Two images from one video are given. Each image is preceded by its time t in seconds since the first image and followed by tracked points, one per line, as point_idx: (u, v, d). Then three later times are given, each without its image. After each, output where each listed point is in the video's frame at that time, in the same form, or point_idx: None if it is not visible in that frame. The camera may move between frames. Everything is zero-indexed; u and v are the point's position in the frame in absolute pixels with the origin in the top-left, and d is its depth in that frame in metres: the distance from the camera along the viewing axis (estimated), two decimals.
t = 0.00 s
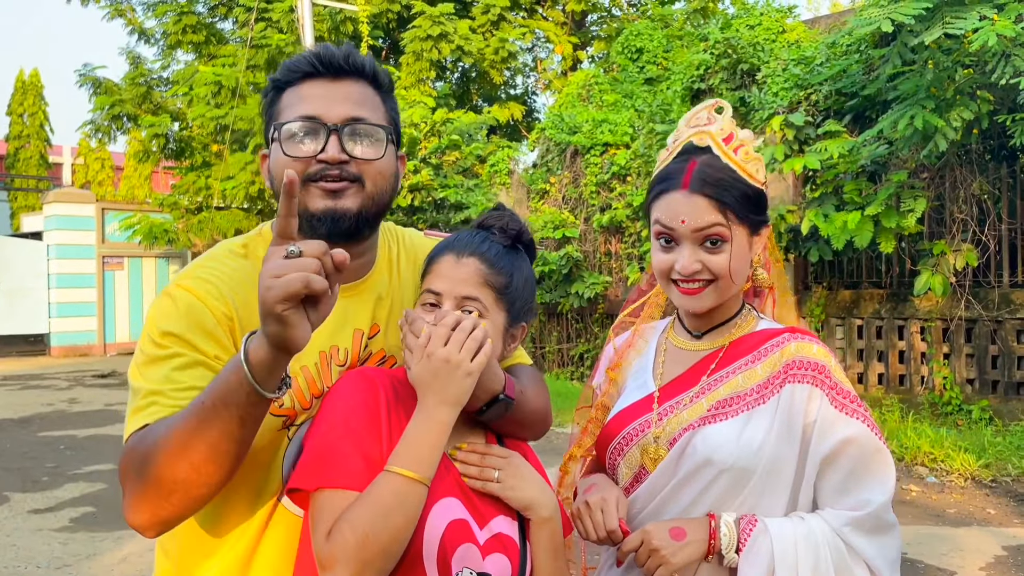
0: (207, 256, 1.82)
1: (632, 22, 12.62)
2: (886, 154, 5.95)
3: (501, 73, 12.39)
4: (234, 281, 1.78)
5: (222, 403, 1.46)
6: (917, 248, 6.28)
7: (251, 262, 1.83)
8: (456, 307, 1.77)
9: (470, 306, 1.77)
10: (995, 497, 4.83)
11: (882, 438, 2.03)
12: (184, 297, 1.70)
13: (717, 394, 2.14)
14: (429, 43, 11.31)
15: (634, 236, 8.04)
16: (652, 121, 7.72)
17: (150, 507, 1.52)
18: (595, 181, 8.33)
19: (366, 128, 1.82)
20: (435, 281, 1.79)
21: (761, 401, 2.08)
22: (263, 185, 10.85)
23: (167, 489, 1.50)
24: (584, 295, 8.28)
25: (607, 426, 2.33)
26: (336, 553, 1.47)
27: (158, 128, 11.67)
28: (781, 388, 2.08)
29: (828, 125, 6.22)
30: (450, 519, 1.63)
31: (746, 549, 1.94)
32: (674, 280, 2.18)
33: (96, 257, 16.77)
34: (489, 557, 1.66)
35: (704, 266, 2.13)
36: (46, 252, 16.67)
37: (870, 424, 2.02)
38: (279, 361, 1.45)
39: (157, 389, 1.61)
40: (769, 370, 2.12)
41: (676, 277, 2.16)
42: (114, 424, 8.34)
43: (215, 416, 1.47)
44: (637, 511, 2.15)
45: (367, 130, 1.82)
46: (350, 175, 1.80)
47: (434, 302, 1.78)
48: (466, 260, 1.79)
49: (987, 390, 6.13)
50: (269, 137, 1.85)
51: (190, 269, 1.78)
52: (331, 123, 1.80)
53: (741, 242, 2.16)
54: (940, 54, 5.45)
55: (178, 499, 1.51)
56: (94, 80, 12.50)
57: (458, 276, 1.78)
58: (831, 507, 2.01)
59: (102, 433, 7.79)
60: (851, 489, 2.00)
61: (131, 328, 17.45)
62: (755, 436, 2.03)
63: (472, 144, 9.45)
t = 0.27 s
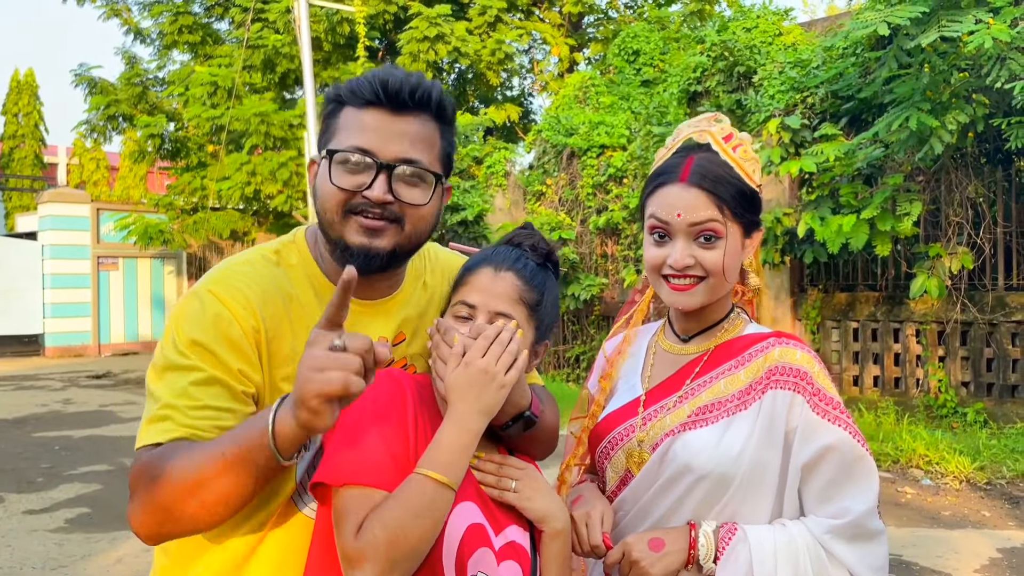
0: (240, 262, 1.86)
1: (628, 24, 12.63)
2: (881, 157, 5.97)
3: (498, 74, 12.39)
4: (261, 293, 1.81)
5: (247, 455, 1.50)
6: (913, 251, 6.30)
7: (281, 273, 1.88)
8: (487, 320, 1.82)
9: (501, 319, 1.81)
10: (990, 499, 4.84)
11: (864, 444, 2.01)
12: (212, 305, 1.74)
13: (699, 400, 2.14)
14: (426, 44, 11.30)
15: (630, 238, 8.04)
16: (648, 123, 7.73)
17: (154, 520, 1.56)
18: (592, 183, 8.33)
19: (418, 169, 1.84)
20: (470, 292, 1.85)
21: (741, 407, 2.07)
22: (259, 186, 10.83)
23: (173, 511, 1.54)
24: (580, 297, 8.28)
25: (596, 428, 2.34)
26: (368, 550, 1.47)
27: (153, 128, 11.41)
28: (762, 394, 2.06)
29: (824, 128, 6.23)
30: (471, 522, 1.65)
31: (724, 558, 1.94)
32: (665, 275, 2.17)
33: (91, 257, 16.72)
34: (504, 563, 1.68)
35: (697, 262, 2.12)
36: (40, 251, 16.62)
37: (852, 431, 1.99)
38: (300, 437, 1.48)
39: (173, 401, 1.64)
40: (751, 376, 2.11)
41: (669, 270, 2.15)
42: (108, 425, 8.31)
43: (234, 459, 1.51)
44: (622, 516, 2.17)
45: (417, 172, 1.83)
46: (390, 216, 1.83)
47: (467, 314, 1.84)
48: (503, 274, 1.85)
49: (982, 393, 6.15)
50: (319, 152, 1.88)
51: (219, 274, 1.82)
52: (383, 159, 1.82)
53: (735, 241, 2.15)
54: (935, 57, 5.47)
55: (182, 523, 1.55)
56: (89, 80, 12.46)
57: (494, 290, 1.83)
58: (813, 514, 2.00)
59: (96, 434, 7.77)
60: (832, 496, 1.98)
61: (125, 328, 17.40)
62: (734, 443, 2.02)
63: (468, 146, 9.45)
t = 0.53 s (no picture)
0: (256, 273, 1.87)
1: (625, 26, 12.66)
2: (876, 159, 5.99)
3: (494, 75, 12.41)
4: (275, 307, 1.82)
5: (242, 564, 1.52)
6: (907, 254, 6.33)
7: (298, 285, 1.89)
8: (502, 330, 1.86)
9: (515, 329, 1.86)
10: (983, 500, 4.86)
11: (850, 451, 2.01)
12: (227, 320, 1.75)
13: (687, 405, 2.16)
14: (422, 45, 11.30)
15: (626, 239, 8.06)
16: (644, 125, 7.76)
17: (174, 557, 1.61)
18: (588, 184, 8.35)
19: (442, 188, 1.86)
20: (487, 302, 1.89)
21: (727, 413, 2.08)
22: (255, 186, 10.82)
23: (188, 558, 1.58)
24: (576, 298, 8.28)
25: (590, 431, 2.38)
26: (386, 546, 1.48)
27: (149, 128, 11.40)
28: (749, 400, 2.06)
29: (819, 131, 6.25)
30: (479, 528, 1.75)
31: (705, 563, 1.97)
32: (656, 280, 2.20)
33: (87, 256, 16.70)
34: (508, 566, 1.78)
35: (687, 266, 2.15)
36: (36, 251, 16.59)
37: (838, 439, 2.00)
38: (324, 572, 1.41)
39: (187, 423, 1.68)
40: (738, 382, 2.12)
41: (660, 274, 2.18)
42: (104, 425, 8.31)
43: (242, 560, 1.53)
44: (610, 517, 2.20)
45: (440, 191, 1.85)
46: (411, 234, 1.85)
47: (482, 323, 1.88)
48: (518, 284, 1.89)
49: (975, 394, 6.18)
50: (344, 165, 1.89)
51: (235, 286, 1.83)
52: (408, 177, 1.83)
53: (726, 247, 2.18)
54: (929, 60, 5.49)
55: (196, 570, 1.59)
56: (85, 79, 12.45)
57: (509, 300, 1.88)
58: (799, 520, 2.00)
59: (92, 434, 7.77)
60: (816, 502, 1.99)
61: (121, 328, 17.39)
62: (720, 447, 2.03)
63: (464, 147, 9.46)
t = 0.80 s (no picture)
0: (243, 273, 1.89)
1: (621, 27, 12.68)
2: (871, 161, 6.01)
3: (491, 76, 12.42)
4: (259, 307, 1.84)
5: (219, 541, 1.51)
6: (901, 255, 6.34)
7: (287, 285, 1.91)
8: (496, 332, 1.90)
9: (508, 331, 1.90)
10: (976, 501, 4.89)
11: (837, 453, 2.00)
12: (209, 320, 1.76)
13: (674, 409, 2.18)
14: (419, 45, 11.31)
15: (621, 240, 8.08)
16: (640, 126, 7.78)
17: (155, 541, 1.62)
18: (583, 185, 8.36)
19: (416, 166, 1.87)
20: (477, 304, 1.93)
21: (714, 416, 2.10)
22: (251, 185, 10.80)
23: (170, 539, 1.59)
24: (571, 299, 8.28)
25: (581, 434, 2.38)
26: (389, 551, 1.51)
27: (146, 127, 11.43)
28: (735, 404, 2.08)
29: (815, 132, 6.26)
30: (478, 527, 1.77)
31: (692, 568, 2.00)
32: (646, 278, 2.20)
33: (83, 255, 16.68)
34: (505, 565, 1.79)
35: (677, 266, 2.16)
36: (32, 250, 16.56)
37: (823, 441, 1.99)
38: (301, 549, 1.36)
39: (168, 419, 1.71)
40: (725, 386, 2.13)
41: (649, 273, 2.18)
42: (99, 424, 8.30)
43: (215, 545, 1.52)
44: (603, 521, 2.22)
45: (417, 169, 1.87)
46: (398, 214, 1.86)
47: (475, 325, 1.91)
48: (511, 286, 1.93)
49: (968, 395, 6.20)
50: (318, 164, 1.91)
51: (220, 285, 1.84)
52: (384, 160, 1.85)
53: (716, 248, 2.19)
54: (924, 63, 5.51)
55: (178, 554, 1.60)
56: (82, 78, 12.44)
57: (501, 302, 1.91)
58: (787, 524, 2.00)
59: (87, 433, 7.75)
60: (804, 506, 1.99)
61: (116, 327, 17.37)
62: (706, 451, 2.05)
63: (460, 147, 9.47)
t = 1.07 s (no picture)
0: (223, 288, 1.93)
1: (619, 27, 12.69)
2: (867, 161, 6.03)
3: (488, 75, 12.42)
4: (238, 324, 1.89)
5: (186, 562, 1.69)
6: (898, 256, 6.35)
7: (269, 297, 1.94)
8: (485, 333, 1.84)
9: (500, 332, 1.84)
10: (971, 501, 4.90)
11: (831, 456, 2.02)
12: (188, 343, 1.84)
13: (668, 411, 2.18)
14: (417, 44, 11.30)
15: (619, 239, 8.08)
16: (638, 126, 7.79)
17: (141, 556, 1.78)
18: (581, 184, 8.35)
19: (382, 172, 1.89)
20: (465, 304, 1.87)
21: (708, 418, 2.10)
22: (248, 184, 10.77)
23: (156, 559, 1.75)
24: (569, 298, 8.26)
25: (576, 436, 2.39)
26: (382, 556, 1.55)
27: (143, 125, 11.41)
28: (730, 406, 2.08)
29: (812, 132, 6.26)
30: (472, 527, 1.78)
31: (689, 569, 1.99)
32: (642, 276, 2.21)
33: (79, 253, 16.66)
34: (501, 563, 1.81)
35: (675, 265, 2.16)
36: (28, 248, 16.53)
37: (817, 443, 2.00)
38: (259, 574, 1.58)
39: (154, 440, 1.83)
40: (719, 387, 2.14)
41: (647, 271, 2.19)
42: (95, 423, 8.28)
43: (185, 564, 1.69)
44: (597, 524, 2.21)
45: (380, 174, 1.88)
46: (365, 227, 1.88)
47: (463, 325, 1.86)
48: (497, 286, 1.86)
49: (964, 396, 6.21)
50: (286, 178, 1.92)
51: (202, 302, 1.90)
52: (344, 171, 1.86)
53: (713, 251, 2.19)
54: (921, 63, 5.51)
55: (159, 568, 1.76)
56: (78, 75, 12.41)
57: (488, 303, 1.85)
58: (782, 525, 2.00)
59: (83, 432, 7.74)
60: (799, 508, 1.99)
61: (113, 325, 17.35)
62: (702, 453, 2.06)
63: (458, 146, 9.42)
